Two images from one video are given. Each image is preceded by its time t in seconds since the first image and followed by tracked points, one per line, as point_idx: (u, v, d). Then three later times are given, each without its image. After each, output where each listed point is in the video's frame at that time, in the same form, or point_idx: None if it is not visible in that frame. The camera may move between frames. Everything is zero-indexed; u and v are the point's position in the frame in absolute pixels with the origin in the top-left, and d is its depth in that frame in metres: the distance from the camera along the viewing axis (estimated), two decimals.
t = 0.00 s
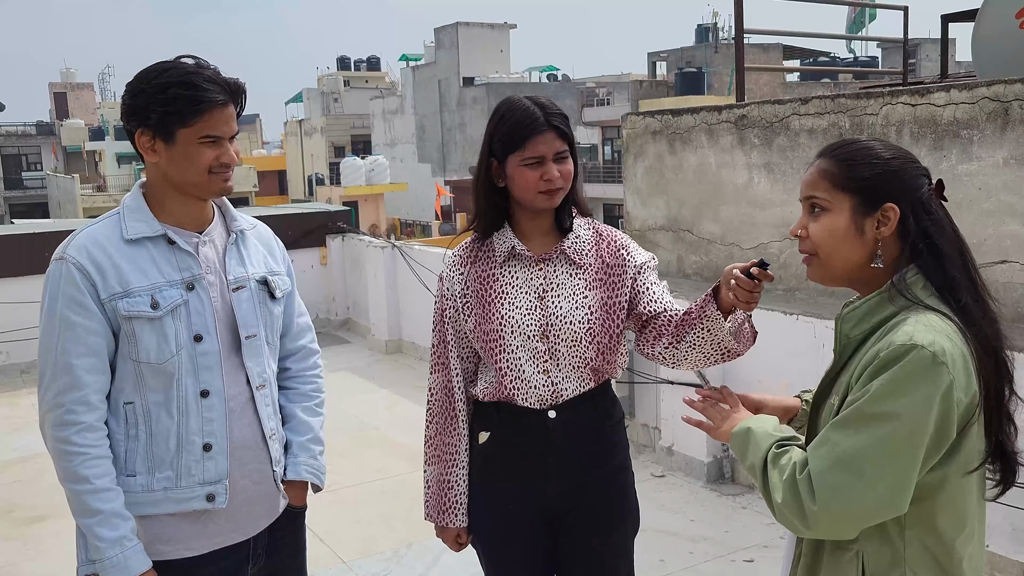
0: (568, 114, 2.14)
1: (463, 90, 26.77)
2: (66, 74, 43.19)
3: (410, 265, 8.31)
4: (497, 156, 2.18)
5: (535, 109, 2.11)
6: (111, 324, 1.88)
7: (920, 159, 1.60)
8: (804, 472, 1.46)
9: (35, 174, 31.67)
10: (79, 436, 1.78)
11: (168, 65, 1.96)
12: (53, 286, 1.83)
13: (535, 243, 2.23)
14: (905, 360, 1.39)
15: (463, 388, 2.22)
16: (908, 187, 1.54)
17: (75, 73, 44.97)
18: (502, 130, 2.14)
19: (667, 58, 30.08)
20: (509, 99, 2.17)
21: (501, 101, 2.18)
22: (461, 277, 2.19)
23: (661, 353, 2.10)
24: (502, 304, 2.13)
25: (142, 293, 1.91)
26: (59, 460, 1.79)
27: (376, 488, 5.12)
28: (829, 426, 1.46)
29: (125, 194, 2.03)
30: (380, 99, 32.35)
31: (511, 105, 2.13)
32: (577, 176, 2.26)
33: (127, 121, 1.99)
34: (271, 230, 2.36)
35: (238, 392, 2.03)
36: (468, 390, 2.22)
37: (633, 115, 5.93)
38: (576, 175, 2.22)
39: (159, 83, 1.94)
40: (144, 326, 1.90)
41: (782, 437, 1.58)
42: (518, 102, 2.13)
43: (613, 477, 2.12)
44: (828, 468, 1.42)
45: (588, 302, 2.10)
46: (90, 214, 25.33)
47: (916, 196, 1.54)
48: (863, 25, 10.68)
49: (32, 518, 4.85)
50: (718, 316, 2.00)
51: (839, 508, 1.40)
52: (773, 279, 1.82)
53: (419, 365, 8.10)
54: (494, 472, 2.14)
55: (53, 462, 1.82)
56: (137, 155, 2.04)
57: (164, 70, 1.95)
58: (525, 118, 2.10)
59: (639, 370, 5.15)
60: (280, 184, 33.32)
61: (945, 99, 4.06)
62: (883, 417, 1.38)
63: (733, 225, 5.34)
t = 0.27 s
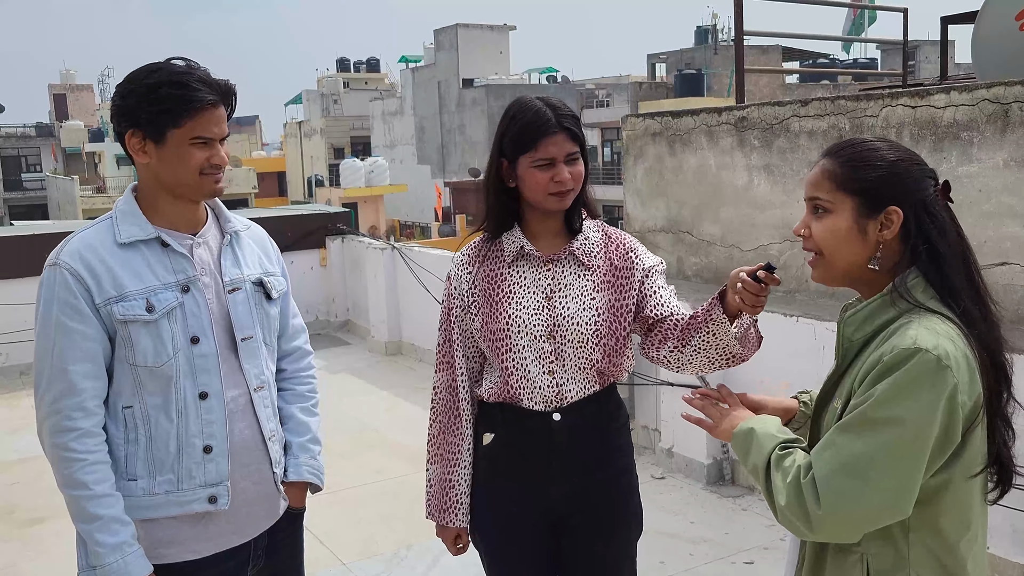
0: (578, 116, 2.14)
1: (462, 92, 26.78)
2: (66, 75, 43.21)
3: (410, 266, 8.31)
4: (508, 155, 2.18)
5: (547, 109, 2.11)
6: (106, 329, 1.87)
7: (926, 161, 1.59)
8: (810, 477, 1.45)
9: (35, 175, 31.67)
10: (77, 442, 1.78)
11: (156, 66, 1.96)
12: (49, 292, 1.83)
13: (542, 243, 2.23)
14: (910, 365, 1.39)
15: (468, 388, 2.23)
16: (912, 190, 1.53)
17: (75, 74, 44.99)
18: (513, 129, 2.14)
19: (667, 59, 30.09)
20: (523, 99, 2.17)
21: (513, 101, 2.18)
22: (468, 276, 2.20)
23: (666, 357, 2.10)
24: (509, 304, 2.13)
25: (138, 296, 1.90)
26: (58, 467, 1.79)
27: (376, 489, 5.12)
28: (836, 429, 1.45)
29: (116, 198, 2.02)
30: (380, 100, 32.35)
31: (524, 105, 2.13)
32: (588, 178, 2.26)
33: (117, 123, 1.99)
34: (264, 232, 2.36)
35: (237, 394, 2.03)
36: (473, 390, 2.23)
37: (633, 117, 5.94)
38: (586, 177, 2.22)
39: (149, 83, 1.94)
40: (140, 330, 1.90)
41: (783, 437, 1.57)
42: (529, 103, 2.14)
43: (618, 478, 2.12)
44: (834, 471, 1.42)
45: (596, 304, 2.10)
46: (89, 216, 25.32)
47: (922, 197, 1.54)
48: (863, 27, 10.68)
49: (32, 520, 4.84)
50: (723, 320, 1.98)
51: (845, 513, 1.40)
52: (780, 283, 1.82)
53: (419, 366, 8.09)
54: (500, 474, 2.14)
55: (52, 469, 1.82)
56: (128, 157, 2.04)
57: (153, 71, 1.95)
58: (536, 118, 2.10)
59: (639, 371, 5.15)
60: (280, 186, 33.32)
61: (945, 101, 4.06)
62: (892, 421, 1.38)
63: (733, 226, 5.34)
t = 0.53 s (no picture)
0: (586, 116, 2.13)
1: (462, 92, 26.77)
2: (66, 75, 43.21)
3: (410, 267, 8.31)
4: (515, 155, 2.18)
5: (555, 110, 2.11)
6: (108, 331, 1.87)
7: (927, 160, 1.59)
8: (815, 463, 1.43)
9: (35, 176, 31.69)
10: (78, 444, 1.78)
11: (153, 69, 1.96)
12: (50, 293, 1.82)
13: (547, 244, 2.22)
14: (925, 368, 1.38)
15: (471, 387, 2.23)
16: (921, 189, 1.53)
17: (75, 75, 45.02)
18: (521, 128, 2.13)
19: (667, 60, 30.07)
20: (531, 100, 2.16)
21: (520, 101, 2.18)
22: (473, 275, 2.21)
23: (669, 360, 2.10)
24: (514, 303, 2.13)
25: (139, 297, 1.90)
26: (58, 469, 1.78)
27: (376, 490, 5.11)
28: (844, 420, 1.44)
29: (116, 199, 2.02)
30: (380, 101, 32.34)
31: (533, 106, 2.13)
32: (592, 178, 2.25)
33: (116, 123, 1.99)
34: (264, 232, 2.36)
35: (238, 395, 2.03)
36: (476, 389, 2.23)
37: (633, 118, 5.93)
38: (592, 178, 2.22)
39: (147, 85, 1.94)
40: (142, 331, 1.89)
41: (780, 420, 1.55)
42: (537, 104, 2.14)
43: (620, 481, 2.11)
44: (839, 459, 1.40)
45: (600, 306, 2.09)
46: (89, 217, 25.29)
47: (928, 196, 1.54)
48: (864, 28, 10.68)
49: (31, 521, 4.84)
50: (728, 322, 1.98)
51: (844, 501, 1.38)
52: (784, 284, 1.82)
53: (419, 367, 8.09)
54: (501, 473, 2.13)
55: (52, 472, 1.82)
56: (128, 157, 2.04)
57: (150, 74, 1.95)
58: (544, 118, 2.10)
59: (639, 372, 5.15)
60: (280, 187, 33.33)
61: (946, 102, 4.06)
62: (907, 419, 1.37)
63: (733, 227, 5.33)
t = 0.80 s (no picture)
0: (588, 116, 2.13)
1: (462, 92, 26.77)
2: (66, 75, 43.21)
3: (410, 266, 8.30)
4: (517, 154, 2.18)
5: (556, 109, 2.10)
6: (109, 330, 1.87)
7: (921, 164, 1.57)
8: (879, 508, 1.40)
9: (35, 176, 31.68)
10: (79, 443, 1.77)
11: (161, 66, 1.96)
12: (52, 293, 1.82)
13: (548, 243, 2.22)
14: (939, 372, 1.38)
15: (472, 385, 2.23)
16: (904, 197, 1.52)
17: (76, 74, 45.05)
18: (521, 129, 2.13)
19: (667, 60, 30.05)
20: (532, 99, 2.16)
21: (521, 100, 2.18)
22: (473, 273, 2.21)
23: (669, 358, 2.10)
24: (514, 302, 2.13)
25: (141, 296, 1.90)
26: (59, 468, 1.78)
27: (376, 490, 5.11)
28: (884, 451, 1.41)
29: (118, 197, 2.01)
30: (380, 101, 32.34)
31: (534, 104, 2.12)
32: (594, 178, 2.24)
33: (121, 120, 1.98)
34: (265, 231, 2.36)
35: (239, 394, 2.03)
36: (476, 388, 2.23)
37: (634, 117, 5.93)
38: (594, 176, 2.21)
39: (154, 82, 1.93)
40: (144, 330, 1.89)
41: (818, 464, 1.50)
42: (538, 103, 2.13)
43: (621, 480, 2.11)
44: (902, 498, 1.38)
45: (600, 305, 2.09)
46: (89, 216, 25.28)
47: (914, 200, 1.52)
48: (865, 27, 10.66)
49: (31, 521, 4.84)
50: (728, 322, 1.97)
51: (927, 537, 1.37)
52: (784, 285, 1.82)
53: (419, 367, 8.08)
54: (501, 473, 2.13)
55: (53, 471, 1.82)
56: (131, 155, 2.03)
57: (158, 71, 1.94)
58: (545, 117, 2.09)
59: (639, 372, 5.14)
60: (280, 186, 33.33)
61: (946, 101, 4.06)
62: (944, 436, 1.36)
63: (733, 227, 5.33)
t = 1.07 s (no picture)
0: (587, 114, 2.13)
1: (462, 91, 26.76)
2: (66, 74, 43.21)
3: (410, 266, 8.30)
4: (516, 153, 2.18)
5: (554, 108, 2.10)
6: (111, 328, 1.87)
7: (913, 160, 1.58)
8: (903, 521, 1.40)
9: (34, 174, 31.66)
10: (81, 441, 1.77)
11: (167, 63, 1.95)
12: (54, 291, 1.82)
13: (549, 242, 2.22)
14: (942, 376, 1.38)
15: (471, 383, 2.23)
16: (897, 191, 1.52)
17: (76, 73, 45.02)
18: (519, 128, 2.13)
19: (667, 59, 30.04)
20: (533, 97, 2.16)
21: (519, 99, 2.18)
22: (475, 272, 2.21)
23: (669, 357, 2.07)
24: (514, 301, 2.13)
25: (143, 295, 1.89)
26: (61, 467, 1.78)
27: (376, 489, 5.11)
28: (899, 464, 1.40)
29: (120, 195, 2.02)
30: (380, 100, 32.33)
31: (534, 103, 2.12)
32: (593, 176, 2.24)
33: (126, 117, 1.98)
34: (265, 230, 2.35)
35: (240, 392, 2.02)
36: (475, 386, 2.23)
37: (634, 116, 5.93)
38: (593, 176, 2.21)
39: (159, 79, 1.93)
40: (146, 329, 1.89)
41: (836, 480, 1.50)
42: (537, 102, 2.13)
43: (622, 478, 2.11)
44: (927, 511, 1.37)
45: (599, 303, 2.09)
46: (88, 215, 25.26)
47: (908, 196, 1.52)
48: (866, 27, 10.64)
49: (31, 520, 4.83)
50: (726, 321, 1.97)
51: (954, 544, 1.38)
52: (782, 286, 1.81)
53: (419, 366, 8.08)
54: (500, 471, 2.13)
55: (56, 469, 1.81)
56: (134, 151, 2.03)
57: (164, 68, 1.94)
58: (543, 117, 2.09)
59: (639, 371, 5.14)
60: (280, 185, 33.32)
61: (946, 100, 4.05)
62: (956, 443, 1.36)
63: (733, 226, 5.33)
